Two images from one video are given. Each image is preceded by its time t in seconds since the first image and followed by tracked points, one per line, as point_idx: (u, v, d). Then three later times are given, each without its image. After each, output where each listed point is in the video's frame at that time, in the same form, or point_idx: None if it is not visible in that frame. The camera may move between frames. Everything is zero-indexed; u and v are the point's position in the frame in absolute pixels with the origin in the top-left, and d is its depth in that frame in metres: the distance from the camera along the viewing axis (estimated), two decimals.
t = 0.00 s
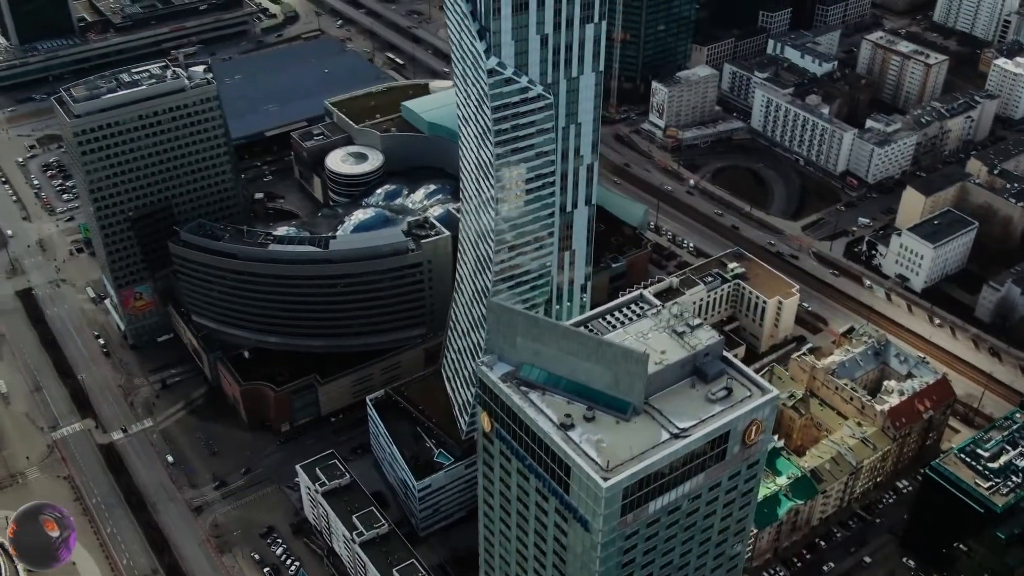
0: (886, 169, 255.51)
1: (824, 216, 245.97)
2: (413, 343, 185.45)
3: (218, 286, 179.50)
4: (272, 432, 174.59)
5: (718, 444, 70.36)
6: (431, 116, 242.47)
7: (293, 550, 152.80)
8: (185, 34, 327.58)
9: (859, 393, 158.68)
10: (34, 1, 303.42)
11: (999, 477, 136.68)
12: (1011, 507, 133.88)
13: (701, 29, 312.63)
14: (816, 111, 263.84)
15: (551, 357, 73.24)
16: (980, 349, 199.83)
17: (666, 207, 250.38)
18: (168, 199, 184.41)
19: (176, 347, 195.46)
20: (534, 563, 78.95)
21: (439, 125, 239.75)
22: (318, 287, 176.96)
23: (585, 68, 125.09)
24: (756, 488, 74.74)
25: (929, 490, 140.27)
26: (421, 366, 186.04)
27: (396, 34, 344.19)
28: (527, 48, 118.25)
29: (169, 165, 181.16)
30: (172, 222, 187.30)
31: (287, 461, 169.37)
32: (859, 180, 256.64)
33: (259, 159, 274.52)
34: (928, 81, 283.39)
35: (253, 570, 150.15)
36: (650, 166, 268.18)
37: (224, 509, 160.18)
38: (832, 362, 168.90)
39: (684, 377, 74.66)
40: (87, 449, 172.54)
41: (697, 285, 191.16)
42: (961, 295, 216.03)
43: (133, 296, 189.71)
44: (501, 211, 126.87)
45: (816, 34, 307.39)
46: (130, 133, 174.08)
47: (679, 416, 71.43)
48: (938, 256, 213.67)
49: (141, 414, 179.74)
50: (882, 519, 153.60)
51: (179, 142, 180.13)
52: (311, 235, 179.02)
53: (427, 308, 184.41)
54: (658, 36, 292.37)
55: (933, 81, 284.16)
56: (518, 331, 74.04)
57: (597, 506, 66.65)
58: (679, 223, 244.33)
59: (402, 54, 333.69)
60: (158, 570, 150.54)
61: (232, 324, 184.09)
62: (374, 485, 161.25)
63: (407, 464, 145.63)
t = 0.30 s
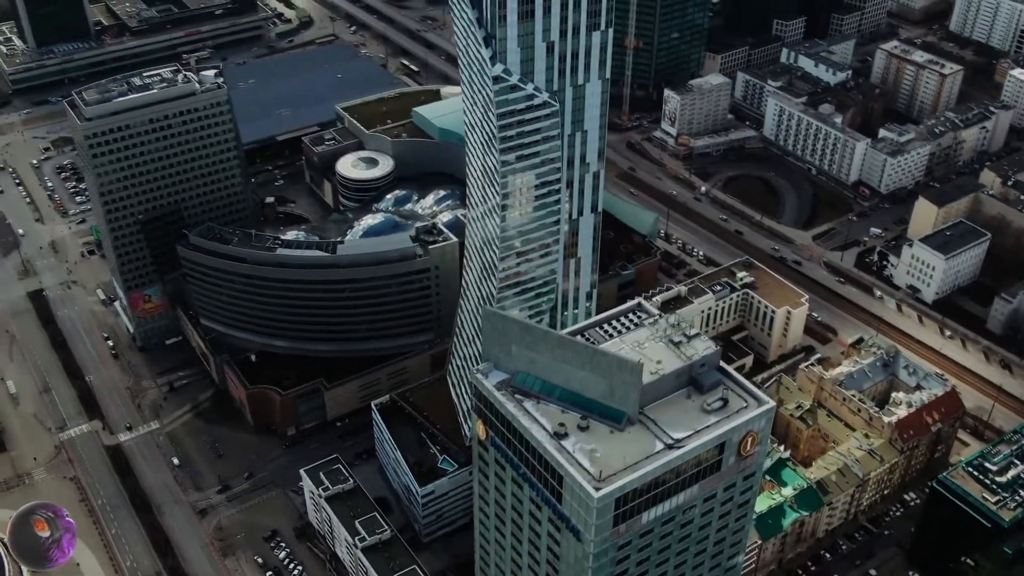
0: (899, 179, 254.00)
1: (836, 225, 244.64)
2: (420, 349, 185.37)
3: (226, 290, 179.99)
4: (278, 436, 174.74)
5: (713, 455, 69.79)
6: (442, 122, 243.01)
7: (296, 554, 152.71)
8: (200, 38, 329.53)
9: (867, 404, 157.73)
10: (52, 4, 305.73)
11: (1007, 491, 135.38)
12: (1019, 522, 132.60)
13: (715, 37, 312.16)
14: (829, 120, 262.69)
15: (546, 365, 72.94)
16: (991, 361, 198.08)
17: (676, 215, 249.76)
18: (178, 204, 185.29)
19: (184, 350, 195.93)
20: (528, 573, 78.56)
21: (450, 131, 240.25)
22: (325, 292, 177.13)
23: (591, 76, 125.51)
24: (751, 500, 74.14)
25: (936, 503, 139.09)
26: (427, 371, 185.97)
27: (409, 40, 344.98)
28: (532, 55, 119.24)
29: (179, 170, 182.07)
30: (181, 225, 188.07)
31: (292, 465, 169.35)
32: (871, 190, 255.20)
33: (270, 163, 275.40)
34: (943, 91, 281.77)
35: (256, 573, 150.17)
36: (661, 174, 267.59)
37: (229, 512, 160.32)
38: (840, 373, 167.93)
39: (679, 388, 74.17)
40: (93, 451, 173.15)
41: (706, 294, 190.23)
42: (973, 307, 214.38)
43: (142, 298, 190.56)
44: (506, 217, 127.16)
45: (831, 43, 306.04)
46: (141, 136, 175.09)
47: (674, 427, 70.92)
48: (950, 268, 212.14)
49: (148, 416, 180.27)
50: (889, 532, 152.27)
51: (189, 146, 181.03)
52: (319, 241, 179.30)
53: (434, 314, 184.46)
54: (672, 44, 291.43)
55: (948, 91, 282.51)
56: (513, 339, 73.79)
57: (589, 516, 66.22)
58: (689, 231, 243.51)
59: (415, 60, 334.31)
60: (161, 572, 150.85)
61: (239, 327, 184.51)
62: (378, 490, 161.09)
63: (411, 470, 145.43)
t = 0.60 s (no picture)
0: (911, 189, 252.58)
1: (846, 235, 243.44)
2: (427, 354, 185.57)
3: (233, 293, 180.77)
4: (284, 439, 175.02)
5: (707, 466, 69.32)
6: (453, 128, 243.49)
7: (299, 558, 152.77)
8: (214, 43, 331.58)
9: (874, 415, 156.81)
10: (68, 8, 307.88)
11: (1015, 506, 133.97)
12: None
13: (728, 45, 311.64)
14: (841, 129, 261.62)
15: (542, 373, 72.83)
16: (1002, 374, 196.45)
17: (686, 223, 249.25)
18: (187, 207, 186.24)
19: (192, 352, 196.63)
20: None
21: (460, 137, 240.62)
22: (332, 296, 177.51)
23: (597, 84, 127.10)
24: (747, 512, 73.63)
25: (943, 517, 137.94)
26: (434, 377, 185.98)
27: (423, 46, 345.86)
28: (538, 62, 120.74)
29: (189, 173, 183.08)
30: (190, 228, 188.96)
31: (297, 469, 169.46)
32: (883, 199, 253.88)
33: (281, 168, 276.34)
34: (957, 101, 280.27)
35: None
36: (671, 182, 267.15)
37: (233, 515, 160.58)
38: (848, 384, 167.04)
39: (676, 398, 73.83)
40: (100, 452, 173.85)
41: (714, 303, 189.47)
42: (984, 319, 212.80)
43: (151, 301, 191.42)
44: (511, 224, 128.35)
45: (845, 52, 304.87)
46: (152, 140, 176.27)
47: (668, 437, 70.52)
48: (961, 279, 210.68)
49: (155, 418, 180.87)
50: (895, 544, 151.13)
51: (199, 149, 182.01)
52: (327, 245, 179.78)
53: (441, 320, 184.58)
54: (685, 51, 290.61)
55: (962, 101, 280.96)
56: (509, 347, 73.68)
57: (581, 526, 65.91)
58: (699, 239, 242.80)
59: (428, 65, 335.02)
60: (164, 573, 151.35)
61: (246, 331, 185.15)
62: (382, 495, 161.05)
63: (415, 475, 145.35)
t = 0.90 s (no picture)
0: (924, 200, 251.09)
1: (858, 245, 242.11)
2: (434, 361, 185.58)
3: (240, 298, 181.65)
4: (289, 444, 175.13)
5: (701, 477, 68.74)
6: (463, 134, 244.00)
7: (302, 563, 152.77)
8: (229, 47, 333.50)
9: (882, 428, 155.78)
10: (85, 12, 310.18)
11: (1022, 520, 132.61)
12: None
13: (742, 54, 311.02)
14: (854, 139, 260.44)
15: (536, 382, 72.49)
16: (1013, 387, 194.66)
17: (697, 231, 248.66)
18: (197, 211, 186.99)
19: (201, 355, 197.29)
20: None
21: (470, 143, 240.94)
22: (340, 301, 177.81)
23: (603, 91, 127.96)
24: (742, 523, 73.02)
25: (950, 531, 136.70)
26: (440, 382, 185.87)
27: (437, 52, 346.68)
28: (544, 70, 122.10)
29: (199, 177, 183.93)
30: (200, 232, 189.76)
31: (303, 473, 169.51)
32: (895, 210, 252.47)
33: (293, 172, 277.21)
34: (972, 111, 278.53)
35: None
36: (682, 190, 266.51)
37: (237, 518, 160.69)
38: (856, 395, 166.02)
39: (671, 408, 73.32)
40: (107, 454, 174.45)
41: (722, 311, 188.62)
42: (996, 331, 211.02)
43: (160, 303, 192.27)
44: (516, 231, 130.20)
45: (859, 62, 303.58)
46: (162, 144, 177.48)
47: (663, 448, 69.99)
48: (973, 290, 209.02)
49: (162, 421, 181.36)
50: (902, 557, 149.75)
51: (209, 153, 182.96)
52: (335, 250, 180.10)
53: (447, 326, 184.64)
54: (698, 59, 289.81)
55: (977, 112, 279.19)
56: (504, 354, 73.38)
57: (572, 536, 65.51)
58: (709, 248, 241.96)
59: (441, 71, 335.63)
60: None
61: (253, 334, 185.72)
62: (387, 501, 160.96)
63: (419, 481, 145.23)
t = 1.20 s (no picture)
0: (936, 211, 249.61)
1: (869, 255, 240.76)
2: (441, 366, 185.52)
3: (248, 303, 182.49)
4: (295, 448, 175.25)
5: (695, 488, 68.31)
6: (473, 140, 244.40)
7: (305, 567, 152.79)
8: (243, 51, 335.32)
9: (889, 439, 154.97)
10: (101, 15, 312.24)
11: None
12: None
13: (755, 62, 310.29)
14: (867, 148, 259.18)
15: (531, 390, 72.24)
16: None
17: (706, 239, 248.09)
18: (206, 214, 187.78)
19: (209, 358, 197.85)
20: None
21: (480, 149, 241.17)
22: (348, 306, 178.01)
23: (609, 99, 129.70)
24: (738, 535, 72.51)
25: (956, 545, 135.53)
26: (446, 388, 185.80)
27: (450, 59, 347.40)
28: (550, 77, 123.77)
29: (209, 180, 184.75)
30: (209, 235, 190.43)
31: (308, 477, 169.66)
32: (907, 220, 251.00)
33: (304, 176, 278.07)
34: (986, 121, 276.77)
35: None
36: (693, 198, 265.86)
37: (242, 522, 160.97)
38: (863, 406, 164.98)
39: (667, 418, 72.99)
40: (113, 455, 175.07)
41: (730, 320, 187.65)
42: (1007, 343, 209.33)
43: (168, 306, 192.85)
44: (522, 239, 131.26)
45: (873, 71, 302.18)
46: (172, 147, 178.40)
47: (657, 458, 69.62)
48: (984, 302, 207.45)
49: (169, 424, 181.89)
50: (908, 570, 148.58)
51: (219, 157, 183.65)
52: (344, 255, 180.30)
53: (454, 332, 184.69)
54: (710, 67, 289.04)
55: (991, 122, 277.40)
56: (499, 362, 73.25)
57: (564, 545, 65.17)
58: (719, 257, 241.13)
59: (454, 77, 336.19)
60: None
61: (260, 338, 186.08)
62: (390, 506, 160.87)
63: (422, 487, 145.13)
